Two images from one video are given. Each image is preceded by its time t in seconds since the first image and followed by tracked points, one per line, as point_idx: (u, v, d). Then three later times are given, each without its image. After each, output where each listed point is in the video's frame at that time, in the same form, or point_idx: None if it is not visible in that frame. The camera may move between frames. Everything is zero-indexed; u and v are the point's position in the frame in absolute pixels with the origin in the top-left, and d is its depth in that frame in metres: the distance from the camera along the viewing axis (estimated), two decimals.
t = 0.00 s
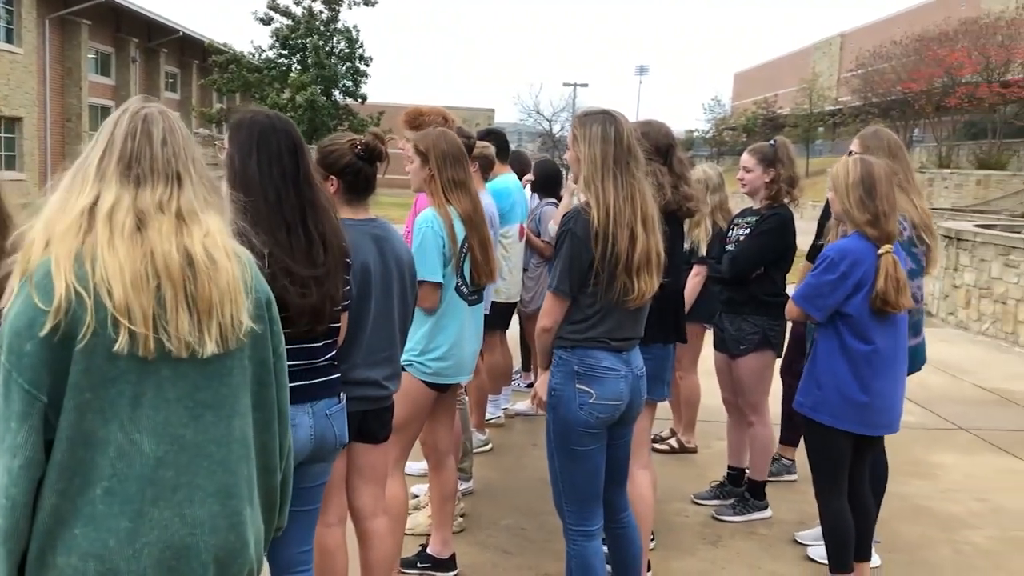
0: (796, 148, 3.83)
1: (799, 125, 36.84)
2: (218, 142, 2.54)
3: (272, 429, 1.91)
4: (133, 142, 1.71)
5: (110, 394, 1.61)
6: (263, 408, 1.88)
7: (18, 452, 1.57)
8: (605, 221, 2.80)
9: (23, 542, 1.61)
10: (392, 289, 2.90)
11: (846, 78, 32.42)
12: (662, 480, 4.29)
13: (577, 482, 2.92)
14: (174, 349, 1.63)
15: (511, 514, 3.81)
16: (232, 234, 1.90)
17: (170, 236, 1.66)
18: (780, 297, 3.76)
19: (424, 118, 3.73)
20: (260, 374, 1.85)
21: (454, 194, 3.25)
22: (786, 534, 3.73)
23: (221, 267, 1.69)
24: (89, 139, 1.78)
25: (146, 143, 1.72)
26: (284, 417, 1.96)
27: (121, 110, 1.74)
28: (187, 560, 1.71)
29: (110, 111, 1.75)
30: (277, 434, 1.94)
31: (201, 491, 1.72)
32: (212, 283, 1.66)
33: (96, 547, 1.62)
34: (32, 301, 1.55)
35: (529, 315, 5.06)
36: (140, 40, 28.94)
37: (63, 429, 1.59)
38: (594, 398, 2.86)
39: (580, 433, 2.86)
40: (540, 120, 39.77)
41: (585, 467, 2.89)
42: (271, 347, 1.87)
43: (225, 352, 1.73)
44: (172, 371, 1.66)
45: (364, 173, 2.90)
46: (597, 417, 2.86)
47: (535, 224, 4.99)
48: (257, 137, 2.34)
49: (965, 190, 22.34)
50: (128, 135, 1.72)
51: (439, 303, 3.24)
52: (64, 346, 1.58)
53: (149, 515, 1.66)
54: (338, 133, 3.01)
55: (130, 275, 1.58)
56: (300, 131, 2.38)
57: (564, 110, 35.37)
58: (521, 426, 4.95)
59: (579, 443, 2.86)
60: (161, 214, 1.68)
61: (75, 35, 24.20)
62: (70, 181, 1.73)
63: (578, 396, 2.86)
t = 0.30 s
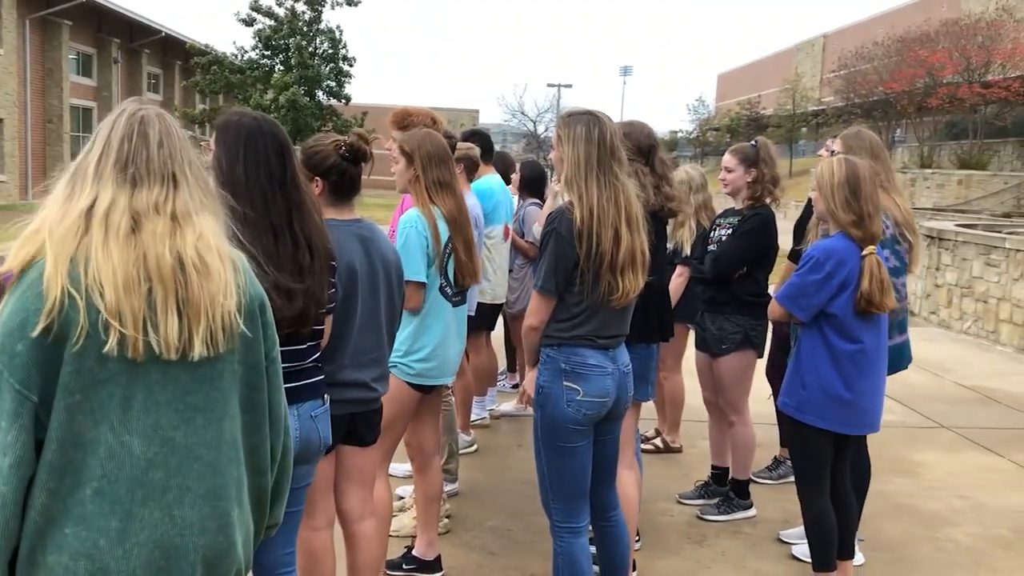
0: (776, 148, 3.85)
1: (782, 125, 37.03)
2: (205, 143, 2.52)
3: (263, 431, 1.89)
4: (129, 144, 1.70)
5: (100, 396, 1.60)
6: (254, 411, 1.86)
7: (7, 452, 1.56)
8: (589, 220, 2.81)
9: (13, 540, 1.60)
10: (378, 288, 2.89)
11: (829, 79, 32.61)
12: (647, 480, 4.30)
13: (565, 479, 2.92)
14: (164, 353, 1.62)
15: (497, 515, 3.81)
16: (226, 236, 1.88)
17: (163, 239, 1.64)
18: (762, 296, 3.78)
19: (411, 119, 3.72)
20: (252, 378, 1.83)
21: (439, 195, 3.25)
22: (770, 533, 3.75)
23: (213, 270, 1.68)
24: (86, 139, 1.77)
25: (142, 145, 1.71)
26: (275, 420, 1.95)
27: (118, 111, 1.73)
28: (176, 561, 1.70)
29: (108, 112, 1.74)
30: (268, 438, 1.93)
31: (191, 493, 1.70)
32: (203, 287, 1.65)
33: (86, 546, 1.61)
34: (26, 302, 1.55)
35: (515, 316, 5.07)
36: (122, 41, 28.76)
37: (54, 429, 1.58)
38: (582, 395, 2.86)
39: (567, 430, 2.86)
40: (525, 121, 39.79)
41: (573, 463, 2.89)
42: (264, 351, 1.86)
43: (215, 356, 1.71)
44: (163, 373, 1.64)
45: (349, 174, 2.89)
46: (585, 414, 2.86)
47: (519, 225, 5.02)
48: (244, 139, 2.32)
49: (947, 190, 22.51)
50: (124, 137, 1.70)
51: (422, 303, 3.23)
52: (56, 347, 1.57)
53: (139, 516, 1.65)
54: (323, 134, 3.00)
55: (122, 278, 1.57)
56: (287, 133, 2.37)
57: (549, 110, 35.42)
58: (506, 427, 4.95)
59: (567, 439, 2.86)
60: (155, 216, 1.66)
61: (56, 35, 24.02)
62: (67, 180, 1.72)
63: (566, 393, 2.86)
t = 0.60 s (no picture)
0: (770, 149, 3.86)
1: (775, 126, 37.13)
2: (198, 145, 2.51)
3: (264, 433, 1.89)
4: (132, 149, 1.69)
5: (104, 401, 1.59)
6: (254, 413, 1.86)
7: (14, 457, 1.56)
8: (582, 219, 2.82)
9: (18, 541, 1.60)
10: (372, 290, 2.88)
11: (822, 80, 32.70)
12: (641, 481, 4.31)
13: (562, 478, 2.92)
14: (167, 358, 1.61)
15: (491, 517, 3.81)
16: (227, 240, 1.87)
17: (167, 244, 1.63)
18: (754, 298, 3.79)
19: (403, 120, 3.72)
20: (253, 381, 1.83)
21: (425, 195, 3.25)
22: (764, 533, 3.76)
23: (216, 275, 1.67)
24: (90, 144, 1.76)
25: (146, 150, 1.69)
26: (276, 422, 1.94)
27: (120, 116, 1.72)
28: (177, 561, 1.69)
29: (110, 117, 1.73)
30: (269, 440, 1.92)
31: (193, 496, 1.70)
32: (206, 292, 1.64)
33: (90, 547, 1.61)
34: (31, 309, 1.54)
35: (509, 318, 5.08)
36: (114, 43, 28.69)
37: (59, 434, 1.58)
38: (578, 393, 2.86)
39: (563, 427, 2.86)
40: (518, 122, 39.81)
41: (569, 460, 2.89)
42: (266, 355, 1.85)
43: (217, 361, 1.70)
44: (165, 378, 1.63)
45: (343, 176, 2.89)
46: (581, 412, 2.86)
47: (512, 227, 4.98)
48: (235, 141, 2.31)
49: (938, 190, 22.60)
50: (127, 142, 1.69)
51: (407, 303, 3.23)
52: (61, 354, 1.56)
53: (141, 519, 1.64)
54: (317, 135, 3.00)
55: (126, 284, 1.56)
56: (279, 135, 2.36)
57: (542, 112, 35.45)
58: (500, 428, 4.95)
59: (563, 437, 2.87)
60: (159, 221, 1.65)
61: (48, 37, 23.95)
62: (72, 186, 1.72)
63: (562, 391, 2.86)
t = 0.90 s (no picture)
0: (771, 149, 3.85)
1: (775, 126, 37.15)
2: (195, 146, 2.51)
3: (268, 436, 1.89)
4: (136, 151, 1.69)
5: (108, 404, 1.59)
6: (257, 415, 1.86)
7: (20, 459, 1.56)
8: (584, 220, 2.82)
9: (23, 542, 1.60)
10: (373, 291, 2.88)
11: (822, 80, 32.71)
12: (642, 482, 4.31)
13: (563, 476, 2.92)
14: (170, 361, 1.61)
15: (493, 518, 3.80)
16: (231, 242, 1.87)
17: (172, 246, 1.63)
18: (757, 299, 3.78)
19: (403, 121, 3.73)
20: (257, 384, 1.82)
21: (416, 194, 3.26)
22: (765, 533, 3.76)
23: (220, 278, 1.67)
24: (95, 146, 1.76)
25: (150, 152, 1.69)
26: (279, 425, 1.94)
27: (124, 118, 1.72)
28: (179, 563, 1.70)
29: (114, 119, 1.73)
30: (273, 444, 1.92)
31: (196, 498, 1.70)
32: (210, 295, 1.64)
33: (93, 549, 1.61)
34: (36, 311, 1.54)
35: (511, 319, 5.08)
36: (115, 44, 28.70)
37: (63, 436, 1.58)
38: (580, 392, 2.86)
39: (566, 426, 2.86)
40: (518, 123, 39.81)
41: (571, 459, 2.89)
42: (270, 356, 1.85)
43: (220, 363, 1.70)
44: (168, 380, 1.63)
45: (345, 178, 2.89)
46: (583, 411, 2.86)
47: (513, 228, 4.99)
48: (228, 142, 2.31)
49: (939, 190, 22.61)
50: (131, 144, 1.69)
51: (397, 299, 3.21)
52: (65, 356, 1.56)
53: (144, 521, 1.64)
54: (318, 137, 3.00)
55: (130, 286, 1.56)
56: (272, 136, 2.36)
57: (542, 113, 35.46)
58: (501, 430, 4.95)
59: (565, 435, 2.86)
60: (163, 223, 1.65)
61: (48, 39, 23.94)
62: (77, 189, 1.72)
63: (565, 390, 2.86)
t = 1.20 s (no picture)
0: (778, 150, 3.85)
1: (780, 128, 37.12)
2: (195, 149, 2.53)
3: (269, 440, 1.88)
4: (136, 149, 1.68)
5: (102, 404, 1.60)
6: (257, 418, 1.85)
7: (12, 459, 1.57)
8: (595, 222, 2.81)
9: (17, 544, 1.61)
10: (376, 294, 2.88)
11: (827, 82, 32.67)
12: (648, 483, 4.30)
13: (569, 477, 2.91)
14: (166, 361, 1.60)
15: (499, 520, 3.80)
16: (232, 243, 1.86)
17: (169, 246, 1.63)
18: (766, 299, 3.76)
19: (413, 123, 3.73)
20: (257, 387, 1.82)
21: (415, 195, 3.26)
22: (772, 534, 3.75)
23: (217, 278, 1.66)
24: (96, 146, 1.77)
25: (149, 151, 1.69)
26: (281, 429, 1.94)
27: (125, 117, 1.72)
28: (176, 568, 1.69)
29: (114, 119, 1.73)
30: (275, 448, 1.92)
31: (193, 501, 1.70)
32: (206, 295, 1.63)
33: (88, 552, 1.61)
34: (30, 310, 1.55)
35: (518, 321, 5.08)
36: (121, 46, 28.79)
37: (56, 436, 1.59)
38: (588, 393, 2.86)
39: (573, 427, 2.85)
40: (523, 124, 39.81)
41: (577, 460, 2.88)
42: (271, 360, 1.85)
43: (218, 364, 1.70)
44: (163, 381, 1.63)
45: (349, 181, 2.88)
46: (591, 412, 2.86)
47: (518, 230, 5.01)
48: (223, 142, 2.31)
49: (945, 191, 22.56)
50: (131, 143, 1.69)
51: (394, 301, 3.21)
52: (59, 355, 1.57)
53: (139, 524, 1.65)
54: (323, 139, 3.00)
55: (125, 285, 1.56)
56: (266, 136, 2.36)
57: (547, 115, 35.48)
58: (507, 431, 4.95)
59: (572, 436, 2.86)
60: (161, 222, 1.65)
61: (55, 41, 24.00)
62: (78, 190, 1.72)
63: (573, 391, 2.86)
